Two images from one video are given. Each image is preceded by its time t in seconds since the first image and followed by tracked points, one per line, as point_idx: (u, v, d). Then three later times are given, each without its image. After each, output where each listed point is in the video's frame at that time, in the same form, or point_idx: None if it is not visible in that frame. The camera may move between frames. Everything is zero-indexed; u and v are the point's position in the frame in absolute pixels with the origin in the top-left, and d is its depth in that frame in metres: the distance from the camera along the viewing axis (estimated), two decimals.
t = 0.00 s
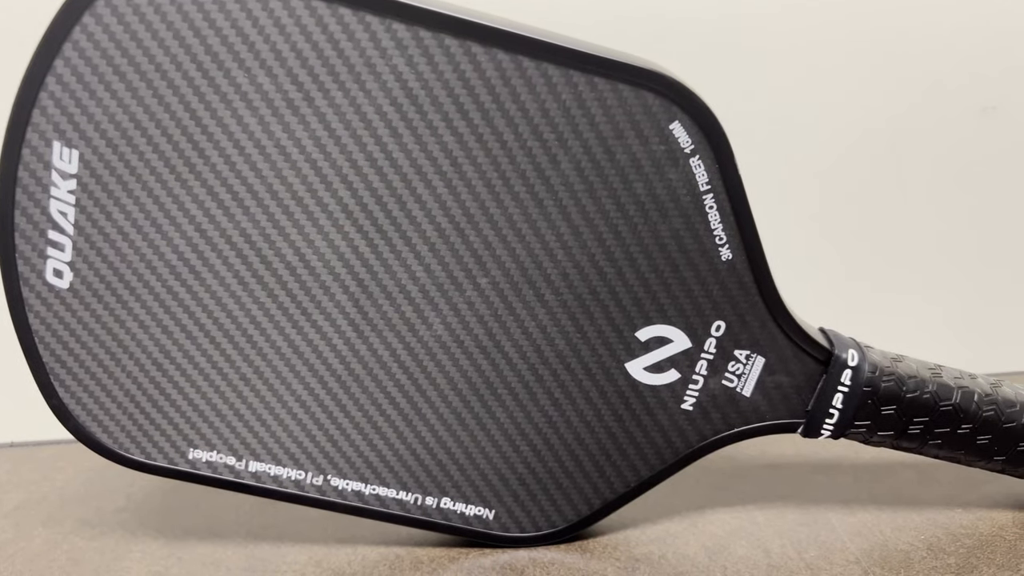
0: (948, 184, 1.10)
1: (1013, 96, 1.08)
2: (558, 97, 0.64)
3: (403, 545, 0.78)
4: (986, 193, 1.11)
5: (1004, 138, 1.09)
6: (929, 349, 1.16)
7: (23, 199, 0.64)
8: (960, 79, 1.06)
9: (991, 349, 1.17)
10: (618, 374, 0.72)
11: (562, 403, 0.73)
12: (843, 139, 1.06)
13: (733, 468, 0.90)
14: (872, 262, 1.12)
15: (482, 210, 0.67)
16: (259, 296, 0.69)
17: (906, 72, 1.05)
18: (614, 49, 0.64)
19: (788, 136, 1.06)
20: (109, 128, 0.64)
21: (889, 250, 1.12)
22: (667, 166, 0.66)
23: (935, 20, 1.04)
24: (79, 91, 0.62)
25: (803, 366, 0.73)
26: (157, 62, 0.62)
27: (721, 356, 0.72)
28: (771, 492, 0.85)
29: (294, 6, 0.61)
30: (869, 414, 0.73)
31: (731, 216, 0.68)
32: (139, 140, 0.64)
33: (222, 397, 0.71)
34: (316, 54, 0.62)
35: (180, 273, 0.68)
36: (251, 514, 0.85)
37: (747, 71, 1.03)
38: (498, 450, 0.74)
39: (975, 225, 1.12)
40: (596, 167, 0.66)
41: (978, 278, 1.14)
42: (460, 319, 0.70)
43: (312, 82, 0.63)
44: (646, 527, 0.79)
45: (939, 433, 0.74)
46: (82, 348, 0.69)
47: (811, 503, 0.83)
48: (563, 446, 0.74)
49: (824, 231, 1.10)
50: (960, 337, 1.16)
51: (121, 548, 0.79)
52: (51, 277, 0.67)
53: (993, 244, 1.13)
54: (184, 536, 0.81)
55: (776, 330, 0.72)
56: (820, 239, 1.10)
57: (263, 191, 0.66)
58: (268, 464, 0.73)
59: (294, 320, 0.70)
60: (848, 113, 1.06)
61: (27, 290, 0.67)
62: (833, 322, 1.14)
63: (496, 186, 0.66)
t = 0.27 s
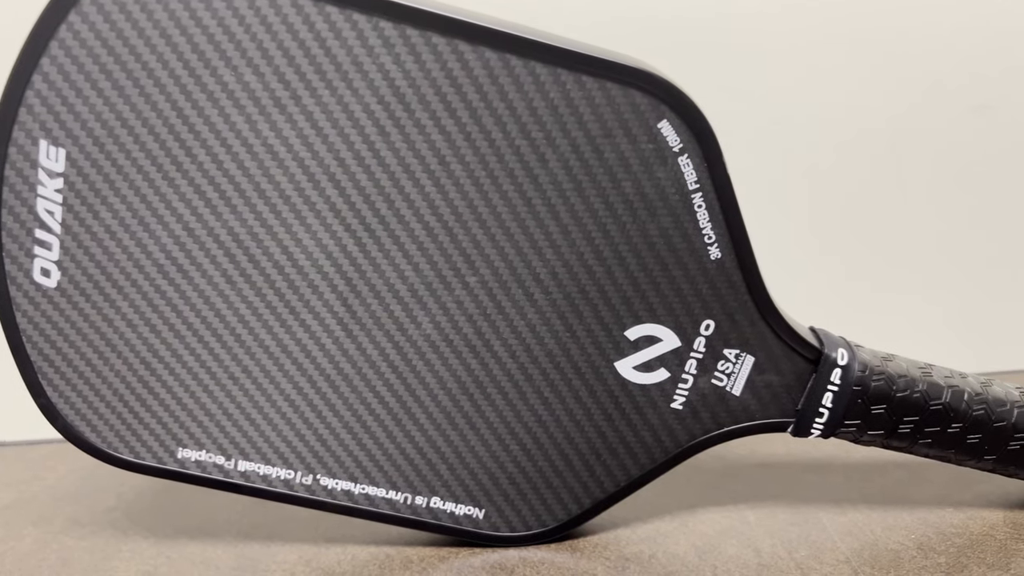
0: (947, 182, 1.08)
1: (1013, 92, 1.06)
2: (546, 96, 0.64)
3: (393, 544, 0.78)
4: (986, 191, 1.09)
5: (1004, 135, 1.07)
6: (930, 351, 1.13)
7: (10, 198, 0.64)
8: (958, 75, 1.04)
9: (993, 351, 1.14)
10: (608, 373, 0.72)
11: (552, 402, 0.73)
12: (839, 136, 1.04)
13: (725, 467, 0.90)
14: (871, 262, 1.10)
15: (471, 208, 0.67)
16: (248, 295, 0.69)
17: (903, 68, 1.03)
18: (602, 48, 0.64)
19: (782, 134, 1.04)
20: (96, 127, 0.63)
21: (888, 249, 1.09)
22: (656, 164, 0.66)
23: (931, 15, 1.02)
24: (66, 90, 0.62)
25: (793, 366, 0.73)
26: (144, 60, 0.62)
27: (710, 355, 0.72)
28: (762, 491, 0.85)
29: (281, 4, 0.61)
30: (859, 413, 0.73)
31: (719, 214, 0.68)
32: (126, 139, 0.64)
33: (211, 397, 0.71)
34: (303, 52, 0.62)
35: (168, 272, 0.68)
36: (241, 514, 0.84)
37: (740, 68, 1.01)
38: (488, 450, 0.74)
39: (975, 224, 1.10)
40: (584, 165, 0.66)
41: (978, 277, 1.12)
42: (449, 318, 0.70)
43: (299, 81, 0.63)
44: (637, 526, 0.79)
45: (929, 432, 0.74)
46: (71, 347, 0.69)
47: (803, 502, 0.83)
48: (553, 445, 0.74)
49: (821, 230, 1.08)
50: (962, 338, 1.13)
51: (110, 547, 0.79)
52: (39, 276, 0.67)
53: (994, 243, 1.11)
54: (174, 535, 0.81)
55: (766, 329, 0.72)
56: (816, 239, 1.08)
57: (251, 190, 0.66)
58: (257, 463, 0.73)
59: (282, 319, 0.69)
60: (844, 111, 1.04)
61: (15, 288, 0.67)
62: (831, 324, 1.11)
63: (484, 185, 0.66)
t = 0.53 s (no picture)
0: (946, 183, 1.07)
1: (1014, 92, 1.04)
2: (534, 93, 0.64)
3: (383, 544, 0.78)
4: (984, 191, 1.08)
5: (1004, 135, 1.06)
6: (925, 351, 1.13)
7: None
8: (957, 75, 1.03)
9: (989, 351, 1.14)
10: (597, 372, 0.72)
11: (541, 401, 0.73)
12: (836, 137, 1.03)
13: (715, 465, 0.90)
14: (867, 263, 1.09)
15: (459, 207, 0.66)
16: (235, 294, 0.68)
17: (902, 68, 1.01)
18: (589, 45, 0.64)
19: (779, 135, 1.02)
20: (81, 125, 0.63)
21: (884, 250, 1.09)
22: (644, 163, 0.66)
23: (931, 14, 1.00)
24: (51, 88, 0.62)
25: (782, 364, 0.73)
26: (129, 58, 0.62)
27: (699, 354, 0.72)
28: (753, 490, 0.85)
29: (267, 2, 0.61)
30: (849, 412, 0.73)
31: (708, 213, 0.68)
32: (111, 137, 0.64)
33: (199, 395, 0.71)
34: (290, 50, 0.62)
35: (155, 270, 0.67)
36: (231, 513, 0.84)
37: (736, 69, 1.00)
38: (477, 449, 0.74)
39: (972, 225, 1.09)
40: (572, 163, 0.66)
41: (974, 278, 1.11)
42: (438, 317, 0.70)
43: (285, 78, 0.62)
44: (627, 525, 0.79)
45: (919, 431, 0.74)
46: (58, 346, 0.69)
47: (793, 501, 0.82)
48: (543, 445, 0.74)
49: (817, 232, 1.07)
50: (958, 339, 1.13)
51: (99, 547, 0.78)
52: (26, 275, 0.67)
53: (992, 243, 1.10)
54: (163, 534, 0.80)
55: (755, 328, 0.71)
56: (811, 241, 1.07)
57: (238, 188, 0.65)
58: (245, 463, 0.73)
59: (270, 318, 0.69)
60: (841, 112, 1.02)
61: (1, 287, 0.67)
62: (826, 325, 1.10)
63: (472, 183, 0.66)
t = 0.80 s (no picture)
0: (942, 182, 1.07)
1: (1011, 93, 1.04)
2: (521, 91, 0.63)
3: (372, 543, 0.78)
4: (980, 191, 1.08)
5: (1000, 135, 1.06)
6: (917, 350, 1.13)
7: None
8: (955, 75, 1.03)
9: (980, 349, 1.14)
10: (586, 371, 0.72)
11: (529, 400, 0.72)
12: (830, 136, 1.03)
13: (706, 464, 0.89)
14: (862, 263, 1.09)
15: (446, 205, 0.66)
16: (221, 293, 0.68)
17: (900, 67, 1.01)
18: (576, 42, 0.63)
19: (776, 134, 1.02)
20: (66, 123, 0.63)
21: (879, 249, 1.08)
22: (631, 161, 0.66)
23: (930, 13, 1.00)
24: (35, 85, 0.62)
25: (772, 363, 0.72)
26: (113, 55, 0.61)
27: (688, 353, 0.72)
28: (743, 489, 0.84)
29: None
30: (838, 411, 0.73)
31: (696, 211, 0.68)
32: (96, 135, 0.63)
33: (185, 395, 0.71)
34: (274, 47, 0.61)
35: (141, 269, 0.67)
36: (220, 513, 0.84)
37: (734, 67, 0.99)
38: (466, 448, 0.73)
39: (967, 225, 1.09)
40: (560, 161, 0.65)
41: (968, 277, 1.11)
42: (426, 316, 0.69)
43: (270, 76, 0.62)
44: (617, 525, 0.79)
45: (909, 430, 0.73)
46: (43, 345, 0.69)
47: (783, 500, 0.82)
48: (532, 444, 0.74)
49: (812, 232, 1.06)
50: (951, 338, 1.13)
51: (87, 547, 0.78)
52: (10, 274, 0.66)
53: (986, 243, 1.10)
54: (151, 534, 0.80)
55: (744, 326, 0.71)
56: (807, 240, 1.07)
57: (223, 187, 0.65)
58: (233, 462, 0.72)
59: (256, 317, 0.69)
60: (838, 112, 1.02)
61: None
62: (819, 324, 1.10)
63: (459, 181, 0.65)
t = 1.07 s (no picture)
0: (939, 181, 1.06)
1: (1009, 92, 1.04)
2: (507, 86, 0.63)
3: (360, 541, 0.77)
4: (977, 190, 1.07)
5: (997, 134, 1.06)
6: (913, 349, 1.13)
7: None
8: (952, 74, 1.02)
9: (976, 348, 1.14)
10: (574, 368, 0.71)
11: (518, 397, 0.72)
12: (825, 135, 1.02)
13: (696, 462, 0.89)
14: (858, 262, 1.08)
15: (433, 201, 0.66)
16: (207, 289, 0.67)
17: (897, 65, 1.01)
18: (563, 37, 0.63)
19: (774, 132, 1.01)
20: (49, 118, 0.62)
21: (875, 248, 1.08)
22: (619, 156, 0.65)
23: (928, 11, 1.00)
24: (17, 80, 0.61)
25: (761, 360, 0.72)
26: (96, 49, 0.61)
27: (677, 349, 0.71)
28: (733, 487, 0.84)
29: None
30: (828, 408, 0.72)
31: (684, 207, 0.67)
32: (79, 130, 0.63)
33: (171, 391, 0.70)
34: (259, 41, 0.61)
35: (126, 265, 0.67)
36: (208, 511, 0.83)
37: (732, 66, 0.98)
38: (454, 446, 0.73)
39: (963, 224, 1.09)
40: (547, 156, 0.65)
41: (963, 276, 1.11)
42: (413, 312, 0.69)
43: (254, 70, 0.62)
44: (606, 523, 0.78)
45: (899, 427, 0.73)
46: (28, 342, 0.68)
47: (774, 498, 0.82)
48: (521, 441, 0.73)
49: (807, 231, 1.06)
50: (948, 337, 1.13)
51: (74, 545, 0.78)
52: None
53: (983, 242, 1.10)
54: (139, 532, 0.80)
55: (733, 323, 0.71)
56: (800, 238, 1.06)
57: (208, 182, 0.64)
58: (220, 460, 0.72)
59: (242, 313, 0.68)
60: (835, 110, 1.02)
61: None
62: (815, 324, 1.10)
63: (446, 177, 0.65)
